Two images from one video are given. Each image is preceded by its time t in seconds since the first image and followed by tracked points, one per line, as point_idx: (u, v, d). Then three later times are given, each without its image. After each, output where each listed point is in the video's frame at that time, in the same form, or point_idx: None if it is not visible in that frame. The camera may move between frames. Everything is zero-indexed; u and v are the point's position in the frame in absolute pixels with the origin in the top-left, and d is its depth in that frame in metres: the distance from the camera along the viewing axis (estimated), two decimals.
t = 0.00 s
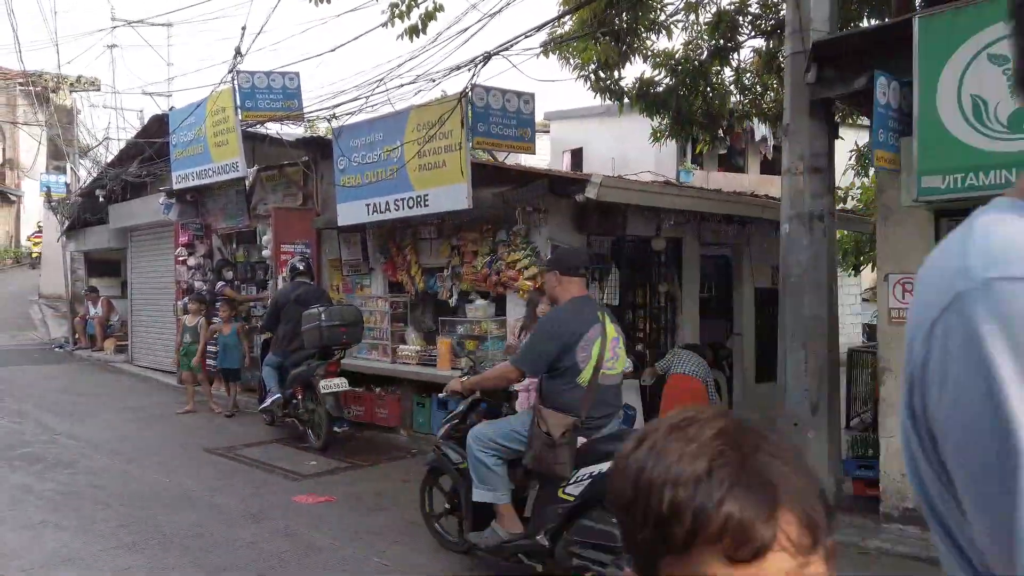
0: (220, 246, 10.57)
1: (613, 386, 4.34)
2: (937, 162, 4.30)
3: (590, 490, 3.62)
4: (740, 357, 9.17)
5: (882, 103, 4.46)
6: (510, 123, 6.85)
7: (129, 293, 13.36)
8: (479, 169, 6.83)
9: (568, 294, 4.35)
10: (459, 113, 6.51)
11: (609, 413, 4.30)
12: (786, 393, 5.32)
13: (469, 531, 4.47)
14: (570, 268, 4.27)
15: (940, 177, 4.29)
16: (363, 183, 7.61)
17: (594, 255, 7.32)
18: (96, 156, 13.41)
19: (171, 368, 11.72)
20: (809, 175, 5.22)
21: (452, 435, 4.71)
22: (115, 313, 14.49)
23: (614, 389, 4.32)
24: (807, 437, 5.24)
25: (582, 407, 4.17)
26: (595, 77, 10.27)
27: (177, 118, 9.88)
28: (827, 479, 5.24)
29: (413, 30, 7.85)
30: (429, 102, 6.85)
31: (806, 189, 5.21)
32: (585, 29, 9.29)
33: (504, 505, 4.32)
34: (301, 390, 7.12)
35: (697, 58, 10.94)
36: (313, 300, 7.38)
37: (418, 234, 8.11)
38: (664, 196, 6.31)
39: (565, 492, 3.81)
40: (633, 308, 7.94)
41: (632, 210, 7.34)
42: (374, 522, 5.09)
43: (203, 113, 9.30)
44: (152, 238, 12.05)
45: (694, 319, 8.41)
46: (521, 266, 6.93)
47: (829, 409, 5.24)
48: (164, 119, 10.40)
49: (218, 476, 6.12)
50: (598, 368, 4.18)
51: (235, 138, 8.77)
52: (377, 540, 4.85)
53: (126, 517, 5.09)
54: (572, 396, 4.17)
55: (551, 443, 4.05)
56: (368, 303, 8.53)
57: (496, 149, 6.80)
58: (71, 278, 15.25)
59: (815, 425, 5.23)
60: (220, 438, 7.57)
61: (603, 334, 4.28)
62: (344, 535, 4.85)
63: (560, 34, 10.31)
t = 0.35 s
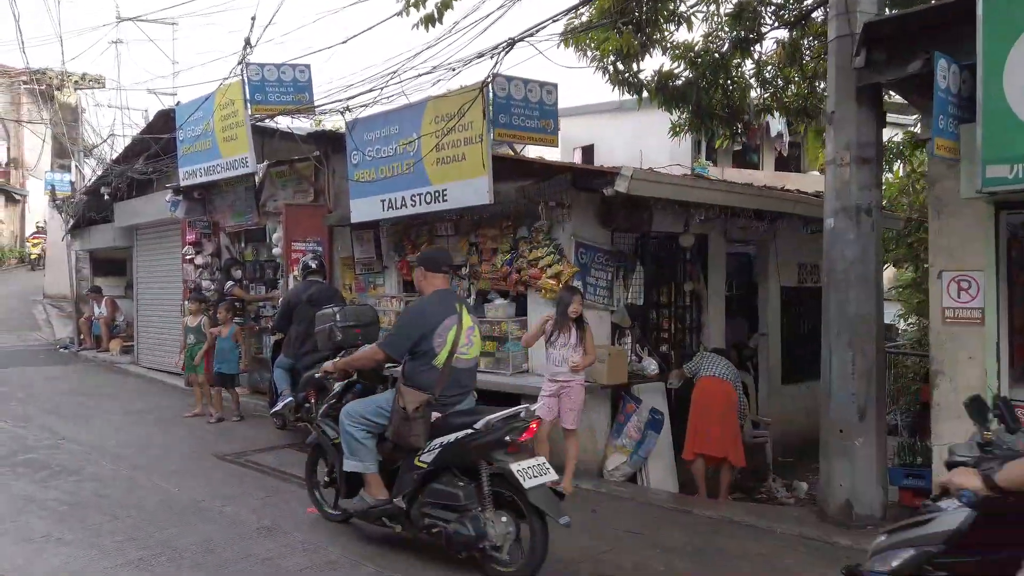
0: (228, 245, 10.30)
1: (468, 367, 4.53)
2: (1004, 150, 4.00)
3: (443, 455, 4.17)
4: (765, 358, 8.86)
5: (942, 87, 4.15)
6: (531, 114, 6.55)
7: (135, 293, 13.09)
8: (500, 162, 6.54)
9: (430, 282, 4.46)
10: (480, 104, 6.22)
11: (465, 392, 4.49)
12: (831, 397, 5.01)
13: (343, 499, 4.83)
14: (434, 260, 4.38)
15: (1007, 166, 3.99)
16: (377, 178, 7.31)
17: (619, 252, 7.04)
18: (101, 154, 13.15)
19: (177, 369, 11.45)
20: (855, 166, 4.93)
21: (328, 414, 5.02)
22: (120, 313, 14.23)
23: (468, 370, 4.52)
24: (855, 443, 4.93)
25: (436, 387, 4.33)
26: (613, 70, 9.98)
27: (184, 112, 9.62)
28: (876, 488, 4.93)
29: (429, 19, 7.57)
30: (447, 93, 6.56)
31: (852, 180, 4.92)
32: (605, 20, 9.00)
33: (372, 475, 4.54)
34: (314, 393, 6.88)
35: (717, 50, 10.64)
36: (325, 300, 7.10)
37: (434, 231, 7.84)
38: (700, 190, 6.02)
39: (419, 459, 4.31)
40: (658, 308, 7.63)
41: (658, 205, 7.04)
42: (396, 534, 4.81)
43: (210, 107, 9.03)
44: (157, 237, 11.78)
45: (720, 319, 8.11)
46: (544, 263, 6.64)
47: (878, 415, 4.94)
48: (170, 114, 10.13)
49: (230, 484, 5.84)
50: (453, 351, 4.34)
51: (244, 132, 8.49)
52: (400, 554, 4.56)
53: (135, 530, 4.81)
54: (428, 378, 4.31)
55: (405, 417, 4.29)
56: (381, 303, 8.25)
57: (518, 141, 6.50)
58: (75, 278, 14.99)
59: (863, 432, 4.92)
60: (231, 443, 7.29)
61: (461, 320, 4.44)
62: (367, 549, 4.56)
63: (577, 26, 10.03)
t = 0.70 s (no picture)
0: (237, 244, 10.04)
1: (349, 356, 5.06)
2: None
3: (318, 433, 4.71)
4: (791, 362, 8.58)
5: (1009, 74, 3.84)
6: (555, 108, 6.26)
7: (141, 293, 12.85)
8: (521, 158, 6.26)
9: (314, 279, 4.98)
10: (502, 96, 5.94)
11: (344, 377, 5.02)
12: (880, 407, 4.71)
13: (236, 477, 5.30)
14: (317, 259, 4.91)
15: None
16: (392, 175, 7.05)
17: (645, 252, 6.76)
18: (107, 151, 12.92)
19: (185, 372, 11.21)
20: (906, 160, 4.61)
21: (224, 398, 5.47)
22: (127, 313, 14.01)
23: (347, 358, 5.04)
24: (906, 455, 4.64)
25: (315, 372, 4.85)
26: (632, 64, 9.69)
27: (192, 108, 9.38)
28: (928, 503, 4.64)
29: (446, 10, 7.29)
30: (466, 86, 6.28)
31: (904, 175, 4.61)
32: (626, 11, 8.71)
33: (261, 453, 5.04)
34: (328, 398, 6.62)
35: (737, 43, 10.34)
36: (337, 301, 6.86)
37: (451, 230, 7.56)
38: (731, 187, 5.72)
39: (300, 436, 4.83)
40: (683, 309, 7.34)
41: (685, 203, 6.75)
42: (418, 554, 4.53)
43: (219, 102, 8.79)
44: (164, 236, 11.55)
45: (746, 321, 7.81)
46: (567, 264, 6.36)
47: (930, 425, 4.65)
48: (178, 110, 9.89)
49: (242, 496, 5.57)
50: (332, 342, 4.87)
51: (254, 127, 8.23)
52: (422, 572, 4.29)
53: (141, 546, 4.55)
54: (308, 363, 4.84)
55: (286, 399, 4.84)
56: (395, 304, 7.98)
57: (541, 136, 6.22)
58: (82, 277, 14.80)
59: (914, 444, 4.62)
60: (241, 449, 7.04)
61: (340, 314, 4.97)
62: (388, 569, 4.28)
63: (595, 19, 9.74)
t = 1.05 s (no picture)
0: (248, 244, 9.79)
1: (258, 348, 5.53)
2: None
3: (226, 417, 5.09)
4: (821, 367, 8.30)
5: None
6: (586, 100, 5.99)
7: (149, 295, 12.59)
8: (551, 153, 5.99)
9: (227, 278, 5.42)
10: (532, 89, 5.66)
11: (252, 367, 5.48)
12: (941, 415, 4.43)
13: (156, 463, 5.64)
14: (229, 258, 5.36)
15: None
16: (413, 172, 6.78)
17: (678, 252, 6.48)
18: (115, 149, 12.68)
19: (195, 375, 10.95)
20: (970, 153, 4.36)
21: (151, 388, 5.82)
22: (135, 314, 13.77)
23: (256, 350, 5.50)
24: (970, 468, 4.35)
25: (224, 361, 5.29)
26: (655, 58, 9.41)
27: (203, 104, 9.13)
28: (993, 518, 4.36)
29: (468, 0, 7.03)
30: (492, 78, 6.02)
31: (967, 170, 4.35)
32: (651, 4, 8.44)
33: (178, 438, 5.39)
34: (348, 404, 6.38)
35: (762, 37, 10.05)
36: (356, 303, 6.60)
37: (472, 229, 7.30)
38: (773, 183, 5.45)
39: (209, 420, 5.20)
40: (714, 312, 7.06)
41: (720, 201, 6.48)
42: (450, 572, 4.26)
43: (231, 98, 8.54)
44: (173, 236, 11.31)
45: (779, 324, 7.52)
46: (597, 264, 6.07)
47: (995, 435, 4.37)
48: (189, 107, 9.65)
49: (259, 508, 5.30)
50: (241, 333, 5.32)
51: (268, 123, 7.97)
52: None
53: (157, 563, 4.29)
54: (218, 353, 5.28)
55: (196, 385, 5.25)
56: (413, 305, 7.71)
57: (572, 130, 5.94)
58: (89, 278, 14.56)
59: (979, 455, 4.34)
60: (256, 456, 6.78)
61: (248, 309, 5.44)
62: None
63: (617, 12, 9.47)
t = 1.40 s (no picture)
0: (258, 244, 9.55)
1: (186, 343, 5.79)
2: None
3: (150, 405, 5.48)
4: (851, 370, 8.01)
5: None
6: (613, 93, 5.71)
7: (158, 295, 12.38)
8: (577, 148, 5.72)
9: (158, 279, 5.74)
10: (559, 80, 5.39)
11: (180, 361, 5.73)
12: (1003, 425, 4.15)
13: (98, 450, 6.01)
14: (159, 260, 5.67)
15: None
16: (431, 168, 6.53)
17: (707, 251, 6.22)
18: (123, 147, 12.47)
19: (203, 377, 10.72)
20: None
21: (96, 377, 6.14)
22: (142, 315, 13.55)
23: (184, 345, 5.78)
24: None
25: (151, 355, 5.59)
26: (676, 52, 9.14)
27: (213, 100, 8.90)
28: None
29: None
30: (515, 70, 5.76)
31: None
32: None
33: (113, 424, 5.79)
34: (365, 409, 6.19)
35: (785, 31, 9.78)
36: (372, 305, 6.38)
37: (491, 228, 7.04)
38: (812, 179, 5.17)
39: (137, 408, 5.54)
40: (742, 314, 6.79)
41: (751, 198, 6.21)
42: None
43: (242, 93, 8.31)
44: (181, 235, 11.08)
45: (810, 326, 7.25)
46: (624, 264, 5.81)
47: None
48: (197, 103, 9.42)
49: (274, 521, 5.05)
50: (167, 329, 5.59)
51: (280, 118, 7.74)
52: None
53: None
54: (145, 348, 5.58)
55: (125, 376, 5.52)
56: (430, 306, 7.46)
57: (599, 123, 5.67)
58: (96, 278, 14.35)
59: None
60: (269, 464, 6.53)
61: (176, 306, 5.71)
62: None
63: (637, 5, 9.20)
